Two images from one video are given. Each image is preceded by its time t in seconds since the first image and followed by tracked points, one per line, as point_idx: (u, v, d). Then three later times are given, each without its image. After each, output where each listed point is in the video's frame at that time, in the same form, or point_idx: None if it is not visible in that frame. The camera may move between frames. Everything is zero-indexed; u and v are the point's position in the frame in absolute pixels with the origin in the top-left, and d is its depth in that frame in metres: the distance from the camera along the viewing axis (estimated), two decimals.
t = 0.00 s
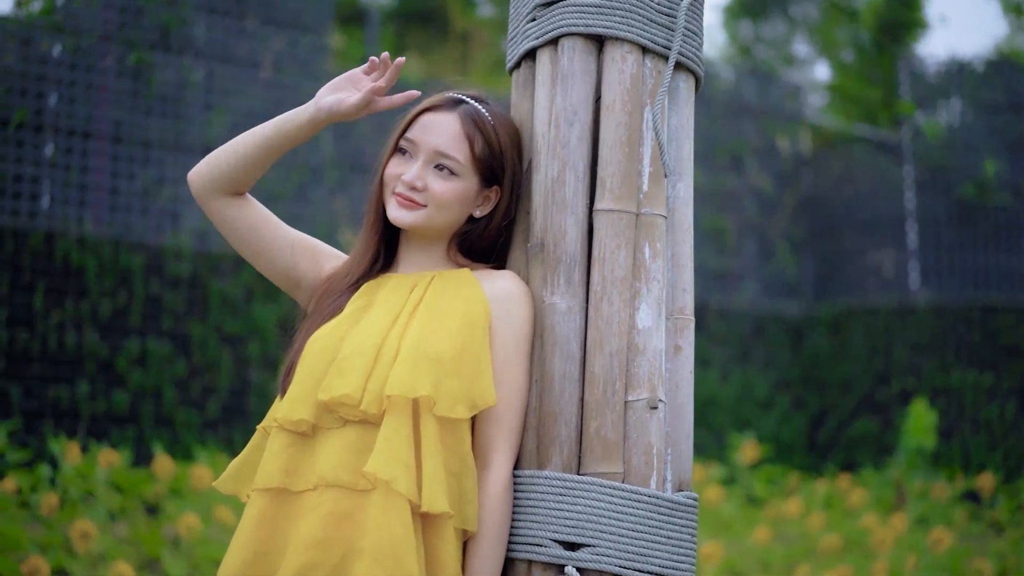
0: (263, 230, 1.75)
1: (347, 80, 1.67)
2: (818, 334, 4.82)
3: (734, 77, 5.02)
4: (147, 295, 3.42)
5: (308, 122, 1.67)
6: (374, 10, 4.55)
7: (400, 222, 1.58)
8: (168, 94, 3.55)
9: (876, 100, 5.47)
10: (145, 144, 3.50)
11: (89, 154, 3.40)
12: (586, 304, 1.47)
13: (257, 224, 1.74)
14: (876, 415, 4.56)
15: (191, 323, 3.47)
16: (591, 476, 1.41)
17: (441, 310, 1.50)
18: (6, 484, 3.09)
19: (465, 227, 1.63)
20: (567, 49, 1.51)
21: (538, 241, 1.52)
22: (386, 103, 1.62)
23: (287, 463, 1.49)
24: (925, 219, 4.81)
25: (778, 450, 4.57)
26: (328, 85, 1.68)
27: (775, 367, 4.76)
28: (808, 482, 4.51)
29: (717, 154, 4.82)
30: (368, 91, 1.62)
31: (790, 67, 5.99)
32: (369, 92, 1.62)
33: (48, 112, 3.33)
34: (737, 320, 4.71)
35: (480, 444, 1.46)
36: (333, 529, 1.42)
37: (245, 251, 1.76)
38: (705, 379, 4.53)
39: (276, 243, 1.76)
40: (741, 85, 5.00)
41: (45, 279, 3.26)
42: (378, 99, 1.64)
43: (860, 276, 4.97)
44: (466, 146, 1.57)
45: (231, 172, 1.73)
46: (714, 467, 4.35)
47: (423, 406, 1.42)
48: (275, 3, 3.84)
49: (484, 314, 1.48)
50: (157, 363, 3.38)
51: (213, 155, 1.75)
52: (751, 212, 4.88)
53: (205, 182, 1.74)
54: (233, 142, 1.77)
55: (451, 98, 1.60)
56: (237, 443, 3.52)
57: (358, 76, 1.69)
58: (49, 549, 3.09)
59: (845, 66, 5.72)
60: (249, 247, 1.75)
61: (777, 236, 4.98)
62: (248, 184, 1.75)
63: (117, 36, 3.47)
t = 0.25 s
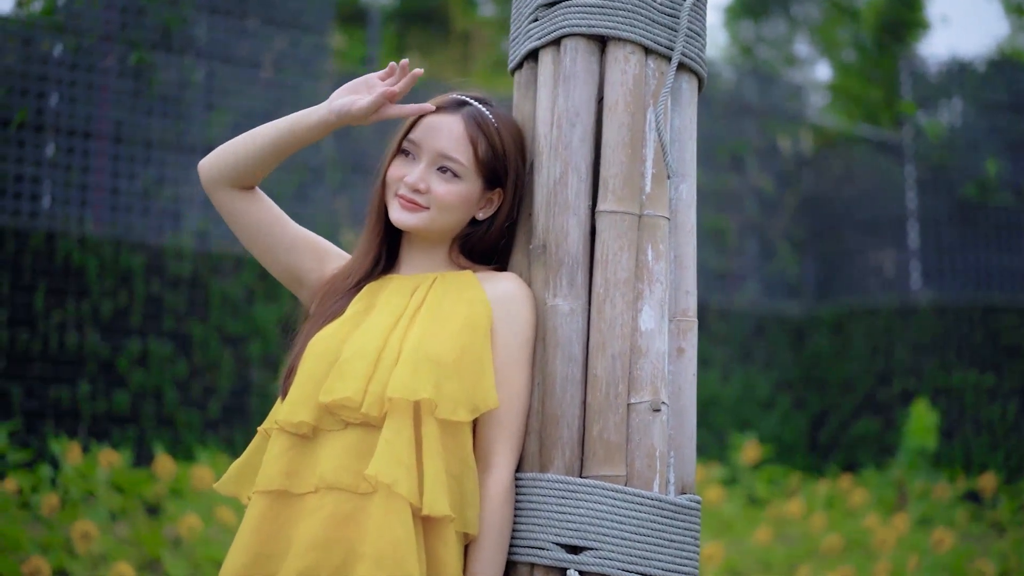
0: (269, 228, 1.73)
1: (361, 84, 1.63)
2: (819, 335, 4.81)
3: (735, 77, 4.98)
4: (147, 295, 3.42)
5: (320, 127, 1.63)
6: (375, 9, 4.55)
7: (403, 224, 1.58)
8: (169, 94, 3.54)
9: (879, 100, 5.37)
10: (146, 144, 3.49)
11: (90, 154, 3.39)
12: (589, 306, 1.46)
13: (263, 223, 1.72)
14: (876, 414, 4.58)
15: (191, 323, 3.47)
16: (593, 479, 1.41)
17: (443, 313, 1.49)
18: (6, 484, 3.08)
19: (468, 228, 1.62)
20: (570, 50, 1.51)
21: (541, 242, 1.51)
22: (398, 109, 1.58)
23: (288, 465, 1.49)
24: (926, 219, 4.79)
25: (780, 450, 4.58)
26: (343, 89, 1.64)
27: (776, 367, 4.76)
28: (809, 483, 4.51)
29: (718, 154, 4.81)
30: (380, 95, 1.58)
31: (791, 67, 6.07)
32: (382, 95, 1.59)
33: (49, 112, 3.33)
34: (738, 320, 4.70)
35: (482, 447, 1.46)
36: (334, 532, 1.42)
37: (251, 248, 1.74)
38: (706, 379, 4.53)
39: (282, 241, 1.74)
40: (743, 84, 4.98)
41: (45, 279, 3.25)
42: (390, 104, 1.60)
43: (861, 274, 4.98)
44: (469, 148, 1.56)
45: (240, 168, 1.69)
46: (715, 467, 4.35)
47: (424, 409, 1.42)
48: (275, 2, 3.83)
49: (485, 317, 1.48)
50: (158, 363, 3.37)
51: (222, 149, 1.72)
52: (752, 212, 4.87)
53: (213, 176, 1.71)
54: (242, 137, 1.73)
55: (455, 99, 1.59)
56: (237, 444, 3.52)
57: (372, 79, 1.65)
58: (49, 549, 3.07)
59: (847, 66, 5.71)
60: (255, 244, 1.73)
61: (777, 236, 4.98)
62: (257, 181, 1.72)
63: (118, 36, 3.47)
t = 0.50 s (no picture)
0: (273, 226, 1.71)
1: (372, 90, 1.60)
2: (821, 336, 4.81)
3: (736, 75, 4.96)
4: (148, 295, 3.41)
5: (328, 130, 1.61)
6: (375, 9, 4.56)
7: (404, 225, 1.57)
8: (170, 94, 3.54)
9: (879, 100, 5.43)
10: (147, 144, 3.49)
11: (91, 155, 3.39)
12: (590, 307, 1.46)
13: (268, 220, 1.71)
14: (877, 413, 4.58)
15: (192, 323, 3.46)
16: (595, 481, 1.40)
17: (444, 315, 1.49)
18: (7, 485, 3.07)
19: (470, 230, 1.61)
20: (571, 50, 1.50)
21: (542, 243, 1.51)
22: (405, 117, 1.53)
23: (288, 466, 1.48)
24: (926, 219, 4.77)
25: (781, 450, 4.60)
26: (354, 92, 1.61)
27: (777, 367, 4.77)
28: (810, 483, 4.51)
29: (719, 153, 4.81)
30: (387, 100, 1.53)
31: (792, 66, 6.06)
32: (390, 101, 1.54)
33: (49, 112, 3.32)
34: (739, 320, 4.70)
35: (483, 449, 1.45)
36: (334, 534, 1.41)
37: (254, 243, 1.73)
38: (707, 379, 4.52)
39: (285, 238, 1.73)
40: (744, 83, 4.96)
41: (46, 280, 3.24)
42: (399, 110, 1.55)
43: (863, 273, 4.95)
44: (472, 149, 1.55)
45: (247, 164, 1.67)
46: (716, 468, 4.35)
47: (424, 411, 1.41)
48: (276, 2, 3.82)
49: (486, 318, 1.47)
50: (158, 363, 3.37)
51: (232, 142, 1.70)
52: (753, 212, 4.87)
53: (220, 170, 1.69)
54: (253, 130, 1.71)
55: (459, 101, 1.58)
56: (239, 444, 3.52)
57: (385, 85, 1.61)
58: (50, 549, 3.06)
59: (847, 66, 5.67)
60: (259, 241, 1.72)
61: (779, 237, 4.98)
62: (263, 177, 1.70)
63: (119, 36, 3.46)
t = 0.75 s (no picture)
0: (277, 223, 1.70)
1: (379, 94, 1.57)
2: (823, 336, 4.82)
3: (737, 76, 4.96)
4: (150, 295, 3.41)
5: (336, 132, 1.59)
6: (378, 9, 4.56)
7: (406, 225, 1.57)
8: (170, 94, 3.53)
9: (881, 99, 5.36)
10: (148, 144, 3.48)
11: (91, 154, 3.38)
12: (591, 308, 1.45)
13: (271, 216, 1.70)
14: (880, 413, 4.57)
15: (193, 323, 3.45)
16: (597, 482, 1.40)
17: (445, 315, 1.48)
18: (7, 485, 3.07)
19: (471, 230, 1.61)
20: (572, 49, 1.50)
21: (543, 243, 1.50)
22: (409, 125, 1.50)
23: (288, 466, 1.48)
24: (928, 220, 4.77)
25: (783, 450, 4.59)
26: (364, 95, 1.58)
27: (779, 367, 4.76)
28: (812, 483, 4.50)
29: (721, 153, 4.81)
30: (392, 106, 1.50)
31: (794, 66, 6.07)
32: (395, 107, 1.51)
33: (50, 112, 3.32)
34: (741, 320, 4.69)
35: (484, 449, 1.45)
36: (334, 535, 1.41)
37: (258, 239, 1.73)
38: (708, 379, 4.52)
39: (289, 235, 1.72)
40: (745, 83, 4.96)
41: (47, 280, 3.24)
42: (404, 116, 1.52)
43: (865, 273, 4.94)
44: (475, 150, 1.55)
45: (252, 161, 1.66)
46: (717, 468, 4.35)
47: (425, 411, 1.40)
48: (277, 2, 3.81)
49: (487, 318, 1.47)
50: (159, 363, 3.36)
51: (239, 136, 1.69)
52: (754, 212, 4.86)
53: (225, 165, 1.68)
54: (261, 126, 1.69)
55: (462, 102, 1.58)
56: (240, 445, 3.51)
57: (393, 89, 1.58)
58: (51, 549, 3.06)
59: (849, 65, 5.65)
60: (262, 237, 1.71)
61: (780, 236, 4.96)
62: (269, 174, 1.69)
63: (120, 36, 3.46)
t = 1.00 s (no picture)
0: (280, 221, 1.70)
1: (385, 96, 1.56)
2: (824, 335, 4.82)
3: (739, 75, 4.96)
4: (151, 295, 3.40)
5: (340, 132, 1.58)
6: (379, 9, 4.55)
7: (408, 224, 1.56)
8: (172, 94, 3.53)
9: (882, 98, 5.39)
10: (149, 144, 3.48)
11: (93, 154, 3.38)
12: (593, 307, 1.45)
13: (274, 214, 1.70)
14: (881, 413, 4.56)
15: (195, 322, 3.45)
16: (598, 482, 1.39)
17: (446, 314, 1.48)
18: (9, 485, 3.07)
19: (472, 229, 1.61)
20: (574, 47, 1.49)
21: (545, 242, 1.50)
22: (413, 130, 1.49)
23: (288, 466, 1.47)
24: (930, 220, 4.75)
25: (783, 450, 4.58)
26: (369, 97, 1.58)
27: (781, 367, 4.76)
28: (814, 483, 4.50)
29: (722, 153, 4.80)
30: (397, 111, 1.49)
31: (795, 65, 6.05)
32: (400, 111, 1.50)
33: (52, 112, 3.32)
34: (743, 320, 4.69)
35: (485, 449, 1.44)
36: (333, 535, 1.40)
37: (261, 236, 1.72)
38: (710, 379, 4.52)
39: (292, 234, 1.71)
40: (747, 83, 4.95)
41: (49, 279, 3.24)
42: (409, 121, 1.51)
43: (866, 274, 4.93)
44: (477, 149, 1.54)
45: (257, 158, 1.66)
46: (719, 467, 4.34)
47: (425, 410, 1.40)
48: (278, 2, 3.81)
49: (488, 317, 1.47)
50: (161, 363, 3.36)
51: (246, 133, 1.68)
52: (756, 211, 4.85)
53: (230, 161, 1.68)
54: (269, 123, 1.69)
55: (466, 101, 1.57)
56: (242, 445, 3.50)
57: (400, 93, 1.57)
58: (51, 549, 3.05)
59: (851, 65, 5.61)
60: (265, 235, 1.71)
61: (782, 236, 4.95)
62: (273, 171, 1.68)
63: (121, 35, 3.45)
